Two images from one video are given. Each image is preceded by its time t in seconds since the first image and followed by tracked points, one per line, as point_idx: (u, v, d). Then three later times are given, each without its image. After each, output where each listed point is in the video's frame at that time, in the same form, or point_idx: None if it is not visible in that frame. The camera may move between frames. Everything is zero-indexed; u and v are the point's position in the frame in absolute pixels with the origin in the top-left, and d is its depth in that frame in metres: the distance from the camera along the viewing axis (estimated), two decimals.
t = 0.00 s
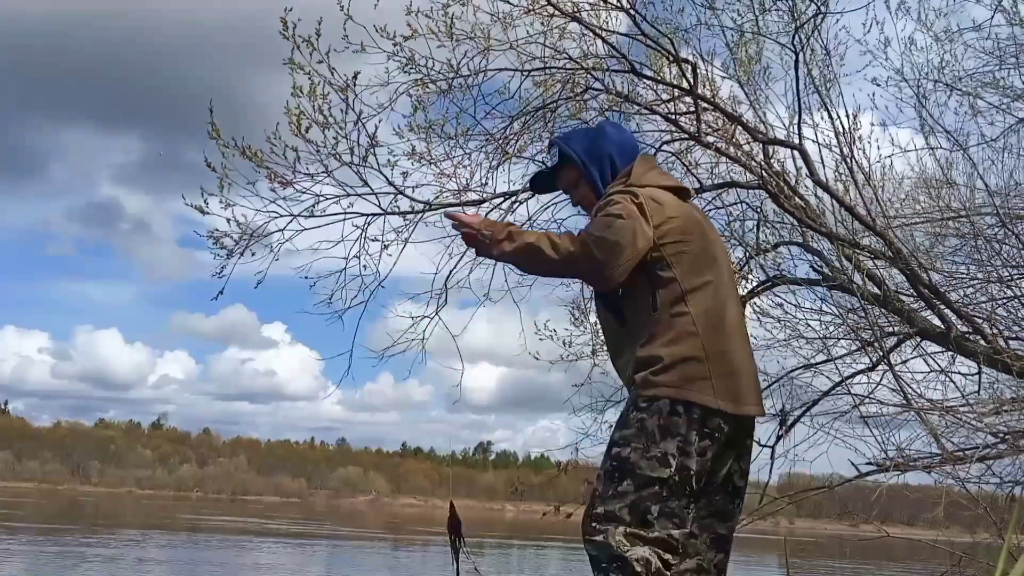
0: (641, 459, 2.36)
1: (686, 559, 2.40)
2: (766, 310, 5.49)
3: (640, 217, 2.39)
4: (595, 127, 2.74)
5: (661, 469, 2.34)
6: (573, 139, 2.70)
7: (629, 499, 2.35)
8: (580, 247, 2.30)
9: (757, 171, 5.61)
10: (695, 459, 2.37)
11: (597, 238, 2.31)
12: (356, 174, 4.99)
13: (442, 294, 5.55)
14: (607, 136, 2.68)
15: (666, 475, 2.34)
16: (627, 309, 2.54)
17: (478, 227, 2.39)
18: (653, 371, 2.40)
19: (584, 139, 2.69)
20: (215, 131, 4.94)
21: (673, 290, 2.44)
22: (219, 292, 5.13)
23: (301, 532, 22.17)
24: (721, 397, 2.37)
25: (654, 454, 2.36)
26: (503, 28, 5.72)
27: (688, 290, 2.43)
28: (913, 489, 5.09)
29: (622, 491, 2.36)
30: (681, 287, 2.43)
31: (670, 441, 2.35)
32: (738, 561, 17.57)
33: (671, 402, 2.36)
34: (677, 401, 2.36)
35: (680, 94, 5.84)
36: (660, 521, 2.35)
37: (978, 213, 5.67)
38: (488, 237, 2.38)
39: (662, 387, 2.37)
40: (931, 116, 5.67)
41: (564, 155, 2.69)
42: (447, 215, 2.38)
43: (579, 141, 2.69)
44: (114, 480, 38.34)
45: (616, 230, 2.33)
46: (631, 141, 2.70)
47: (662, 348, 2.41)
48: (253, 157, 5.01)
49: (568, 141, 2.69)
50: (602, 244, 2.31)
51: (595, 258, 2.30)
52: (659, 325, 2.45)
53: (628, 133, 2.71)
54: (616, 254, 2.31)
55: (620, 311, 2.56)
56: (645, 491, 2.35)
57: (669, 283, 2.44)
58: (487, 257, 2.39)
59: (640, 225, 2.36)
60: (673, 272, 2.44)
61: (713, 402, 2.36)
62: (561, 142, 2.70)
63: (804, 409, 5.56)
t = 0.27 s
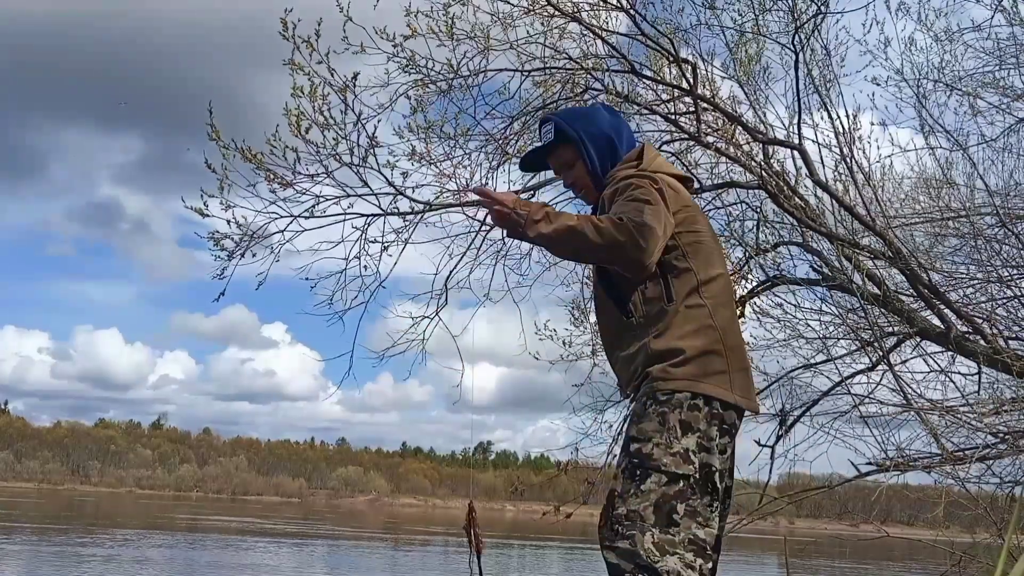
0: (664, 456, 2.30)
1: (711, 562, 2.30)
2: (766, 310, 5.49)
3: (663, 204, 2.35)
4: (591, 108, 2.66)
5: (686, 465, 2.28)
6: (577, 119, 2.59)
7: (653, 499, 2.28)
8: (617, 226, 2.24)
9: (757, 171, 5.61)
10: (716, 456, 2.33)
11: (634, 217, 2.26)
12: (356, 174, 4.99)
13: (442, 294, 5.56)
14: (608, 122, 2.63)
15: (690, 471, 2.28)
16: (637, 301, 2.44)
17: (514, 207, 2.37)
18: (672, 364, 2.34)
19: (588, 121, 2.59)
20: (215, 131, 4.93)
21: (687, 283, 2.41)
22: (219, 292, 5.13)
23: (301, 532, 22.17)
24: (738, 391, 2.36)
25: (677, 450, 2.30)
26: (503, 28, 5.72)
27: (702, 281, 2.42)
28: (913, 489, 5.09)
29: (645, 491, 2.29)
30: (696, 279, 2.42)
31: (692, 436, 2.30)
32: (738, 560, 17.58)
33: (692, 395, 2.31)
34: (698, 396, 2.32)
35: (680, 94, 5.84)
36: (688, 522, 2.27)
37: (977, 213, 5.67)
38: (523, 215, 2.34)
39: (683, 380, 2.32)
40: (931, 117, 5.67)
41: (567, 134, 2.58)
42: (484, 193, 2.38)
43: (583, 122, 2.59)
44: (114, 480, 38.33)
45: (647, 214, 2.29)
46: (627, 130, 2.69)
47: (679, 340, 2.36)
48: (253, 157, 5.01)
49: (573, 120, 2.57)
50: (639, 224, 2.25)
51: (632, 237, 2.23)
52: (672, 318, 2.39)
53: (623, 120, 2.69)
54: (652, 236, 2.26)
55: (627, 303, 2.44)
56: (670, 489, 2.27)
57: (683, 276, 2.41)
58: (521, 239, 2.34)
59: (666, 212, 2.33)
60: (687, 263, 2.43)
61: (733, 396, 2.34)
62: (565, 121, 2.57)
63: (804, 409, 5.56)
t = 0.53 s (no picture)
0: (674, 451, 2.29)
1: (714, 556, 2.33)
2: (766, 310, 5.49)
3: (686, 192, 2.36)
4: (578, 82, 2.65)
5: (696, 461, 2.28)
6: (566, 92, 2.57)
7: (659, 498, 2.28)
8: (642, 221, 2.23)
9: (757, 171, 5.62)
10: (726, 449, 2.33)
11: (661, 210, 2.26)
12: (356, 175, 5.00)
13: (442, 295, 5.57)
14: (597, 95, 2.62)
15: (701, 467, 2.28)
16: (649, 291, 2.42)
17: (530, 208, 2.28)
18: (687, 354, 2.34)
19: (577, 95, 2.58)
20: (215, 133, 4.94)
21: (700, 272, 2.41)
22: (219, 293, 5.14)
23: (300, 532, 22.17)
24: (747, 382, 2.39)
25: (687, 444, 2.30)
26: (503, 28, 5.73)
27: (715, 270, 2.44)
28: (913, 489, 5.09)
29: (650, 489, 2.30)
30: (710, 268, 2.43)
31: (702, 429, 2.30)
32: (738, 561, 17.58)
33: (707, 386, 2.31)
34: (713, 387, 2.32)
35: (680, 94, 5.84)
36: (692, 521, 2.27)
37: (977, 213, 5.67)
38: (541, 217, 2.26)
39: (698, 372, 2.32)
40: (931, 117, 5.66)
41: (557, 108, 2.55)
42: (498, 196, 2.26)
43: (572, 95, 2.58)
44: (114, 480, 38.34)
45: (673, 203, 2.29)
46: (615, 105, 2.68)
47: (694, 330, 2.37)
48: (253, 159, 5.02)
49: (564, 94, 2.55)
50: (666, 217, 2.25)
51: (659, 232, 2.24)
52: (686, 308, 2.38)
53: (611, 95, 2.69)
54: (680, 227, 2.26)
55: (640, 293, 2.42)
56: (675, 486, 2.28)
57: (695, 265, 2.42)
58: (540, 241, 2.27)
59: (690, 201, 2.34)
60: (700, 252, 2.44)
61: (744, 387, 2.36)
62: (555, 95, 2.55)
63: (804, 409, 5.56)
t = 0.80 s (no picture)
0: (688, 448, 2.30)
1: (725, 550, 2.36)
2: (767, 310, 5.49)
3: (692, 189, 2.34)
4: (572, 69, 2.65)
5: (710, 458, 2.29)
6: (562, 78, 2.57)
7: (671, 497, 2.29)
8: (641, 237, 2.22)
9: (757, 171, 5.62)
10: (739, 444, 2.34)
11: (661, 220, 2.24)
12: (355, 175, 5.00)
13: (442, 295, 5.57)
14: (593, 81, 2.62)
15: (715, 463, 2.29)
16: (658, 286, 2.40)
17: (524, 231, 2.29)
18: (701, 349, 2.34)
19: (573, 81, 2.58)
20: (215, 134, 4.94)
21: (709, 266, 2.41)
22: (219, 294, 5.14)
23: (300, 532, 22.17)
24: (760, 374, 2.39)
25: (701, 442, 2.30)
26: (503, 28, 5.73)
27: (725, 262, 2.44)
28: (913, 489, 5.09)
29: (662, 487, 2.30)
30: (719, 260, 2.43)
31: (716, 425, 2.30)
32: (737, 561, 17.57)
33: (720, 381, 2.31)
34: (727, 381, 2.32)
35: (680, 94, 5.84)
36: (705, 519, 2.29)
37: (977, 212, 5.67)
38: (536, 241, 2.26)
39: (712, 366, 2.32)
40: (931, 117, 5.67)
41: (553, 95, 2.55)
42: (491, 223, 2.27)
43: (568, 81, 2.57)
44: (114, 480, 38.33)
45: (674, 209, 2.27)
46: (610, 91, 2.69)
47: (706, 324, 2.36)
48: (253, 161, 5.01)
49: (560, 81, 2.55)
50: (665, 228, 2.23)
51: (660, 245, 2.22)
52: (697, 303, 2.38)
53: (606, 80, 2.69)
54: (681, 237, 2.25)
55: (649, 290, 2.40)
56: (687, 483, 2.29)
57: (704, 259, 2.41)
58: (538, 263, 2.28)
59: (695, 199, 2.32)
60: (711, 243, 2.43)
61: (757, 380, 2.37)
62: (550, 81, 2.55)
63: (804, 409, 5.56)
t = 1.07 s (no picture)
0: (701, 446, 2.30)
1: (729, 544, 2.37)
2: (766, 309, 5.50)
3: (691, 196, 2.34)
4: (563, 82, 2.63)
5: (721, 456, 2.30)
6: (555, 95, 2.55)
7: (682, 494, 2.29)
8: (643, 256, 2.23)
9: (757, 171, 5.62)
10: (749, 442, 2.36)
11: (661, 237, 2.25)
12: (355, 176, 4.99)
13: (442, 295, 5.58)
14: (585, 95, 2.61)
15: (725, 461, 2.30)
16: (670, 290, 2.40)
17: (524, 261, 2.32)
18: (717, 347, 2.35)
19: (566, 97, 2.56)
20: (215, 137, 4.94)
21: (719, 265, 2.42)
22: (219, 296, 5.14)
23: (300, 532, 22.16)
24: (771, 370, 2.41)
25: (713, 440, 2.30)
26: (503, 28, 5.73)
27: (731, 261, 2.44)
28: (913, 489, 5.09)
29: (672, 485, 2.30)
30: (727, 258, 2.43)
31: (729, 424, 2.31)
32: (737, 561, 17.57)
33: (737, 379, 2.32)
34: (743, 379, 2.34)
35: (680, 94, 5.84)
36: (715, 514, 2.30)
37: (977, 212, 5.68)
38: (537, 271, 2.30)
39: (730, 364, 2.33)
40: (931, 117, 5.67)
41: (548, 113, 2.53)
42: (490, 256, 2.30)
43: (562, 97, 2.56)
44: (114, 480, 38.32)
45: (673, 221, 2.27)
46: (602, 102, 2.68)
47: (720, 324, 2.37)
48: (253, 163, 5.02)
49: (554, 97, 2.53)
50: (666, 245, 2.24)
51: (662, 264, 2.23)
52: (710, 303, 2.38)
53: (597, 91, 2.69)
54: (681, 252, 2.25)
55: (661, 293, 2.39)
56: (696, 479, 2.29)
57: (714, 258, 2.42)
58: (541, 290, 2.32)
59: (695, 206, 2.31)
60: (717, 243, 2.43)
61: (771, 376, 2.40)
62: (544, 98, 2.53)
63: (804, 409, 5.57)
